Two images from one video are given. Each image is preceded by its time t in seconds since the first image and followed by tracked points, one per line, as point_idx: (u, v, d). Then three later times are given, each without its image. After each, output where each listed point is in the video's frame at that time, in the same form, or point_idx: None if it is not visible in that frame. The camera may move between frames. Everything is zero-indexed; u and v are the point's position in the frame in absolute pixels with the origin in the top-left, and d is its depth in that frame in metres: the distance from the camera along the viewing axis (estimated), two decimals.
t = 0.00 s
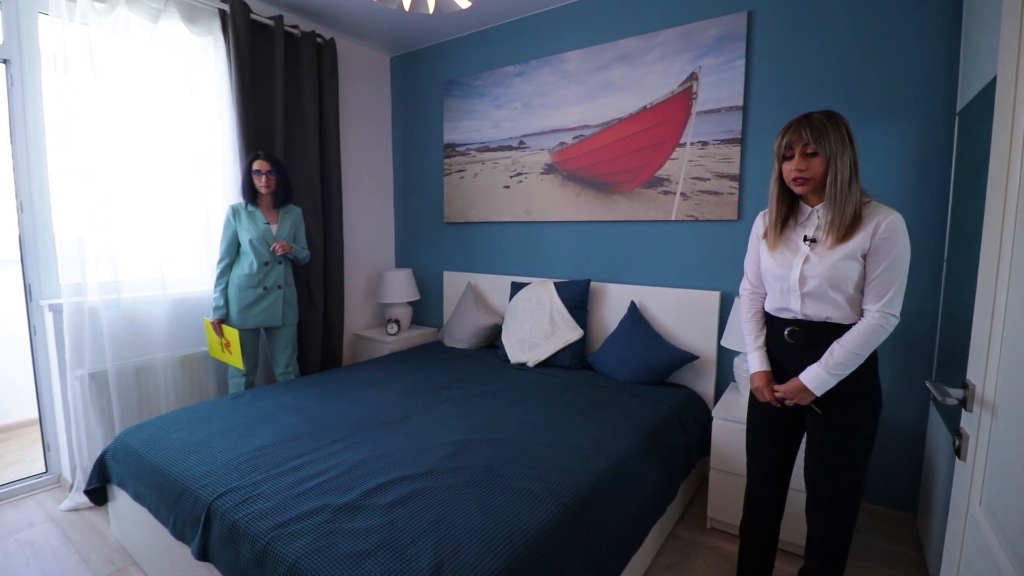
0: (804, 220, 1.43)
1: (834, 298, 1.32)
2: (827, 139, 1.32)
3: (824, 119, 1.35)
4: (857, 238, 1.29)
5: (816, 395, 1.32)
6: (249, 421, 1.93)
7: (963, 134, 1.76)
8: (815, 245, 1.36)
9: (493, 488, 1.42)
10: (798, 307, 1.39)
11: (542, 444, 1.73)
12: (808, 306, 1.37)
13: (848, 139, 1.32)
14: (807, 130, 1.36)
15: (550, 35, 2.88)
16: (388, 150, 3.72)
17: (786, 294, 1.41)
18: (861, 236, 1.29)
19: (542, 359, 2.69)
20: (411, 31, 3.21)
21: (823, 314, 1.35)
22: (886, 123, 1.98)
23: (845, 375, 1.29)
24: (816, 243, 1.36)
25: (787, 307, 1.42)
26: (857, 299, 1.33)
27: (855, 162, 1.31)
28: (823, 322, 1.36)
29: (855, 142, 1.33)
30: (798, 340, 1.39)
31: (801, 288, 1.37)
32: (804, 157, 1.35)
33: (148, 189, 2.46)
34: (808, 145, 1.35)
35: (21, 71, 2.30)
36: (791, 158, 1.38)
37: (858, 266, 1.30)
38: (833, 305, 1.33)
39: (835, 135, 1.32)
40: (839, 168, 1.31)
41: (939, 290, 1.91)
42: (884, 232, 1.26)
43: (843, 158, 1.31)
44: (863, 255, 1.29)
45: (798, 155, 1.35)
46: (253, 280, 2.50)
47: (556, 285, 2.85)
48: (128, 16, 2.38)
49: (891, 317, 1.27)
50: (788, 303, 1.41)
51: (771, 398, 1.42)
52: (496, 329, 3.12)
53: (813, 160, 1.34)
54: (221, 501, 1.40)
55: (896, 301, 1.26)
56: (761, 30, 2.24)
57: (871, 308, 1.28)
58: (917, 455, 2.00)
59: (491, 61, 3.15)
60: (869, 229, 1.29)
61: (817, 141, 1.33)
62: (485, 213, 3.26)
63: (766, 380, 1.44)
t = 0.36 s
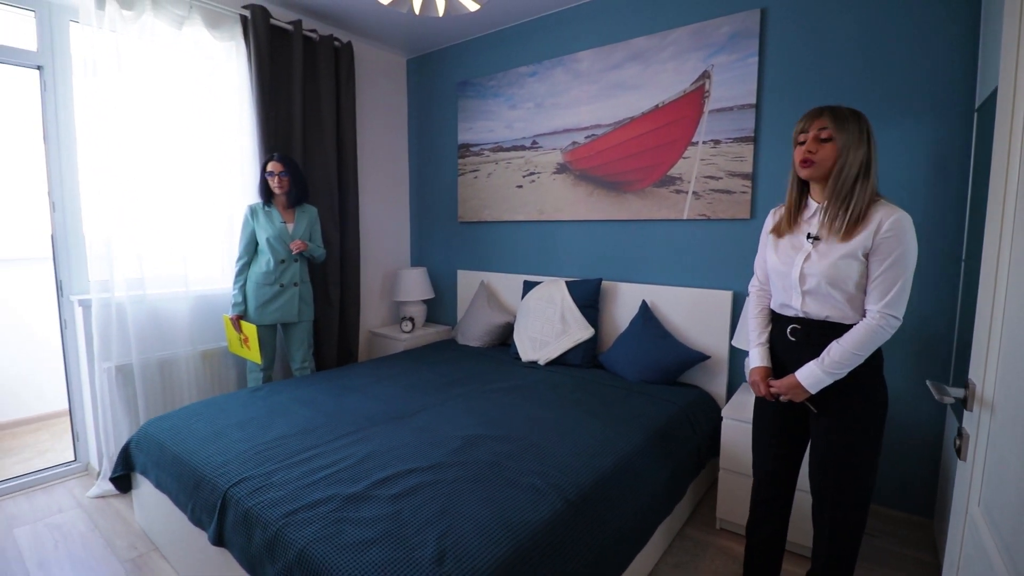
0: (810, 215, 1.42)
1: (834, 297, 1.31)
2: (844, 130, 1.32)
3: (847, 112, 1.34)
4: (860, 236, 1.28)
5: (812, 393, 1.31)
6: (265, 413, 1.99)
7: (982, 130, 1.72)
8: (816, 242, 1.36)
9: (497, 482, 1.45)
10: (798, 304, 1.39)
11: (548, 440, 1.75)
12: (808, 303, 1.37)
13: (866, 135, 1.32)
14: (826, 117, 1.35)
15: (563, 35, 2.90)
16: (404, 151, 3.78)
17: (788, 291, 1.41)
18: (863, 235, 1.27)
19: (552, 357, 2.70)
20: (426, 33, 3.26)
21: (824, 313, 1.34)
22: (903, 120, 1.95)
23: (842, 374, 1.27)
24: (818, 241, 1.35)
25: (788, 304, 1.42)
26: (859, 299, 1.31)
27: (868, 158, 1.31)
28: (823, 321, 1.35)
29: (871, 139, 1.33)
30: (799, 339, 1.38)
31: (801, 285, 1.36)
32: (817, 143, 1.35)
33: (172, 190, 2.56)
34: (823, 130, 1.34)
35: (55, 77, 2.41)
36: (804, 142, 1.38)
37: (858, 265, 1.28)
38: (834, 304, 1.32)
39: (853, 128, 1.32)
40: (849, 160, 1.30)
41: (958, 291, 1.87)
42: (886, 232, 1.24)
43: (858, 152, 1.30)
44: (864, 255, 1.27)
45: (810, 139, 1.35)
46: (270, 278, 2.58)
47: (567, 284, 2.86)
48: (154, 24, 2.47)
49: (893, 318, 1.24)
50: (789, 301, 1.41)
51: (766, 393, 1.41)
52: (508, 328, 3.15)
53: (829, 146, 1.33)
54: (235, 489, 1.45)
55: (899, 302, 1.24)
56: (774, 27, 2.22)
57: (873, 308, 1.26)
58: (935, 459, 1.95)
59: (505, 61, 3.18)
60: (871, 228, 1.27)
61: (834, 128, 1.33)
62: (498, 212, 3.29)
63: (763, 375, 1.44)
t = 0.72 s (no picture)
0: (824, 213, 1.42)
1: (845, 294, 1.32)
2: (853, 129, 1.31)
3: (855, 110, 1.33)
4: (872, 233, 1.28)
5: (820, 390, 1.32)
6: (284, 404, 2.05)
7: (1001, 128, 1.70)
8: (829, 239, 1.36)
9: (507, 473, 1.48)
10: (808, 301, 1.39)
11: (558, 435, 1.78)
12: (819, 301, 1.37)
13: (878, 131, 1.30)
14: (833, 118, 1.35)
15: (578, 35, 2.92)
16: (420, 150, 3.83)
17: (798, 288, 1.42)
18: (876, 232, 1.27)
19: (565, 354, 2.72)
20: (443, 35, 3.31)
21: (834, 310, 1.35)
22: (921, 118, 1.92)
23: (851, 372, 1.27)
24: (830, 238, 1.36)
25: (798, 301, 1.43)
26: (871, 297, 1.31)
27: (882, 155, 1.29)
28: (833, 318, 1.35)
29: (884, 136, 1.31)
30: (808, 336, 1.39)
31: (812, 282, 1.37)
32: (825, 145, 1.36)
33: (197, 188, 2.64)
34: (831, 133, 1.35)
35: (87, 79, 2.51)
36: (814, 145, 1.39)
37: (870, 262, 1.28)
38: (845, 301, 1.32)
39: (863, 127, 1.31)
40: (861, 159, 1.30)
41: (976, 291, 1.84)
42: (900, 229, 1.24)
43: (870, 150, 1.29)
44: (876, 252, 1.27)
45: (818, 142, 1.36)
46: (286, 274, 2.65)
47: (580, 282, 2.88)
48: (181, 28, 2.56)
49: (905, 317, 1.24)
50: (799, 298, 1.42)
51: (775, 390, 1.44)
52: (522, 325, 3.18)
53: (838, 148, 1.34)
54: (255, 475, 1.51)
55: (911, 300, 1.24)
56: (790, 25, 2.21)
57: (884, 306, 1.26)
58: (951, 462, 1.92)
59: (520, 62, 3.21)
60: (885, 225, 1.27)
61: (841, 129, 1.33)
62: (512, 211, 3.32)
63: (772, 372, 1.46)
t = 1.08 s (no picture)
0: (827, 209, 1.44)
1: (849, 291, 1.34)
2: (847, 127, 1.33)
3: (851, 107, 1.35)
4: (876, 230, 1.29)
5: (825, 385, 1.33)
6: (298, 398, 2.11)
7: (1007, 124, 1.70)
8: (832, 235, 1.37)
9: (513, 464, 1.52)
10: (812, 298, 1.41)
11: (565, 429, 1.81)
12: (823, 297, 1.39)
13: (874, 127, 1.31)
14: (829, 116, 1.37)
15: (585, 36, 2.95)
16: (430, 151, 3.88)
17: (802, 285, 1.44)
18: (879, 229, 1.29)
19: (572, 352, 2.75)
20: (453, 37, 3.37)
21: (838, 307, 1.37)
22: (927, 115, 1.93)
23: (856, 367, 1.29)
24: (833, 234, 1.37)
25: (802, 297, 1.44)
26: (875, 293, 1.33)
27: (878, 151, 1.30)
28: (837, 314, 1.37)
29: (882, 132, 1.32)
30: (812, 333, 1.41)
31: (816, 279, 1.39)
32: (820, 143, 1.39)
33: (214, 189, 2.72)
34: (825, 131, 1.37)
35: (110, 83, 2.60)
36: (811, 143, 1.42)
37: (874, 259, 1.30)
38: (849, 298, 1.34)
39: (857, 124, 1.32)
40: (856, 157, 1.32)
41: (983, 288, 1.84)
42: (904, 226, 1.26)
43: (865, 147, 1.31)
44: (880, 248, 1.29)
45: (813, 141, 1.39)
46: (295, 272, 2.71)
47: (588, 280, 2.91)
48: (199, 34, 2.64)
49: (909, 313, 1.26)
50: (803, 295, 1.44)
51: (779, 386, 1.45)
52: (530, 323, 3.22)
53: (832, 146, 1.36)
54: (271, 464, 1.57)
55: (915, 296, 1.26)
56: (796, 24, 2.22)
57: (889, 303, 1.28)
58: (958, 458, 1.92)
59: (528, 63, 3.25)
60: (888, 222, 1.28)
61: (835, 127, 1.35)
62: (521, 210, 3.36)
63: (776, 369, 1.48)
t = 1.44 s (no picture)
0: (811, 208, 1.46)
1: (833, 288, 1.35)
2: (811, 132, 1.37)
3: (816, 112, 1.39)
4: (858, 229, 1.30)
5: (809, 382, 1.34)
6: (307, 393, 2.16)
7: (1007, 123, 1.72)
8: (815, 233, 1.39)
9: (517, 457, 1.55)
10: (798, 295, 1.43)
11: (567, 423, 1.85)
12: (807, 294, 1.41)
13: (838, 128, 1.34)
14: (796, 124, 1.42)
15: (590, 37, 2.98)
16: (437, 151, 3.93)
17: (786, 283, 1.46)
18: (861, 228, 1.30)
19: (577, 350, 2.77)
20: (460, 39, 3.41)
21: (823, 305, 1.38)
22: (929, 115, 1.95)
23: (838, 364, 1.30)
24: (815, 233, 1.39)
25: (788, 295, 1.46)
26: (858, 291, 1.34)
27: (843, 151, 1.32)
28: (821, 312, 1.39)
29: (847, 131, 1.33)
30: (797, 333, 1.41)
31: (800, 276, 1.40)
32: (791, 150, 1.44)
33: (226, 188, 2.78)
34: (794, 138, 1.42)
35: (126, 86, 2.67)
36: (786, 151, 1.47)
37: (857, 257, 1.31)
38: (833, 296, 1.36)
39: (820, 128, 1.36)
40: (822, 159, 1.35)
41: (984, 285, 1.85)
42: (885, 224, 1.27)
43: (828, 149, 1.34)
44: (863, 246, 1.30)
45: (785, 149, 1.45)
46: (302, 271, 2.78)
47: (592, 279, 2.94)
48: (212, 37, 2.70)
49: (893, 310, 1.27)
50: (788, 293, 1.46)
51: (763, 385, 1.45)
52: (535, 321, 3.25)
53: (799, 152, 1.41)
54: (282, 455, 1.62)
55: (898, 293, 1.26)
56: (799, 25, 2.24)
57: (873, 300, 1.29)
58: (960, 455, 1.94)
59: (534, 64, 3.29)
60: (870, 220, 1.29)
61: (800, 134, 1.40)
62: (526, 209, 3.39)
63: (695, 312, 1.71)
